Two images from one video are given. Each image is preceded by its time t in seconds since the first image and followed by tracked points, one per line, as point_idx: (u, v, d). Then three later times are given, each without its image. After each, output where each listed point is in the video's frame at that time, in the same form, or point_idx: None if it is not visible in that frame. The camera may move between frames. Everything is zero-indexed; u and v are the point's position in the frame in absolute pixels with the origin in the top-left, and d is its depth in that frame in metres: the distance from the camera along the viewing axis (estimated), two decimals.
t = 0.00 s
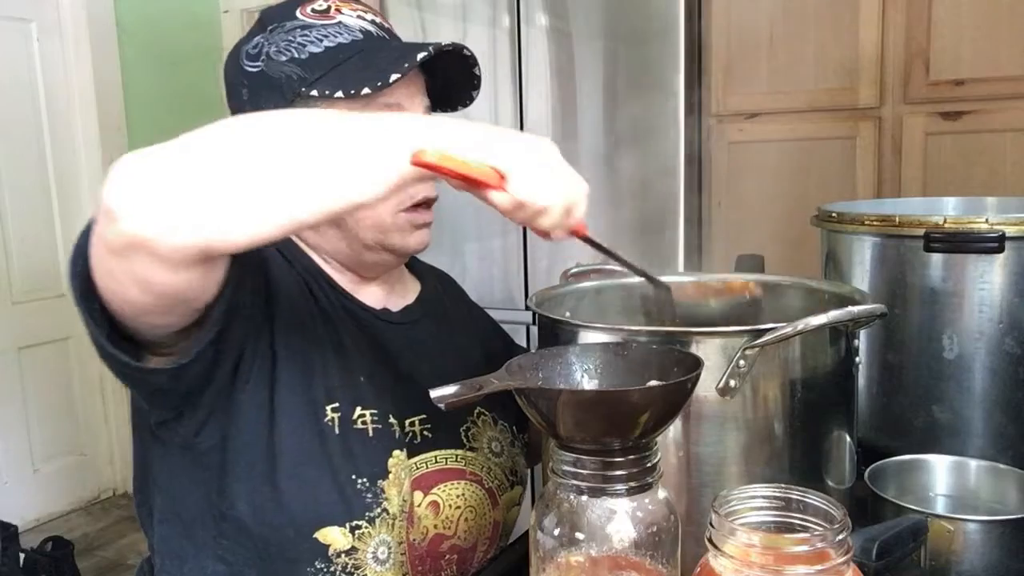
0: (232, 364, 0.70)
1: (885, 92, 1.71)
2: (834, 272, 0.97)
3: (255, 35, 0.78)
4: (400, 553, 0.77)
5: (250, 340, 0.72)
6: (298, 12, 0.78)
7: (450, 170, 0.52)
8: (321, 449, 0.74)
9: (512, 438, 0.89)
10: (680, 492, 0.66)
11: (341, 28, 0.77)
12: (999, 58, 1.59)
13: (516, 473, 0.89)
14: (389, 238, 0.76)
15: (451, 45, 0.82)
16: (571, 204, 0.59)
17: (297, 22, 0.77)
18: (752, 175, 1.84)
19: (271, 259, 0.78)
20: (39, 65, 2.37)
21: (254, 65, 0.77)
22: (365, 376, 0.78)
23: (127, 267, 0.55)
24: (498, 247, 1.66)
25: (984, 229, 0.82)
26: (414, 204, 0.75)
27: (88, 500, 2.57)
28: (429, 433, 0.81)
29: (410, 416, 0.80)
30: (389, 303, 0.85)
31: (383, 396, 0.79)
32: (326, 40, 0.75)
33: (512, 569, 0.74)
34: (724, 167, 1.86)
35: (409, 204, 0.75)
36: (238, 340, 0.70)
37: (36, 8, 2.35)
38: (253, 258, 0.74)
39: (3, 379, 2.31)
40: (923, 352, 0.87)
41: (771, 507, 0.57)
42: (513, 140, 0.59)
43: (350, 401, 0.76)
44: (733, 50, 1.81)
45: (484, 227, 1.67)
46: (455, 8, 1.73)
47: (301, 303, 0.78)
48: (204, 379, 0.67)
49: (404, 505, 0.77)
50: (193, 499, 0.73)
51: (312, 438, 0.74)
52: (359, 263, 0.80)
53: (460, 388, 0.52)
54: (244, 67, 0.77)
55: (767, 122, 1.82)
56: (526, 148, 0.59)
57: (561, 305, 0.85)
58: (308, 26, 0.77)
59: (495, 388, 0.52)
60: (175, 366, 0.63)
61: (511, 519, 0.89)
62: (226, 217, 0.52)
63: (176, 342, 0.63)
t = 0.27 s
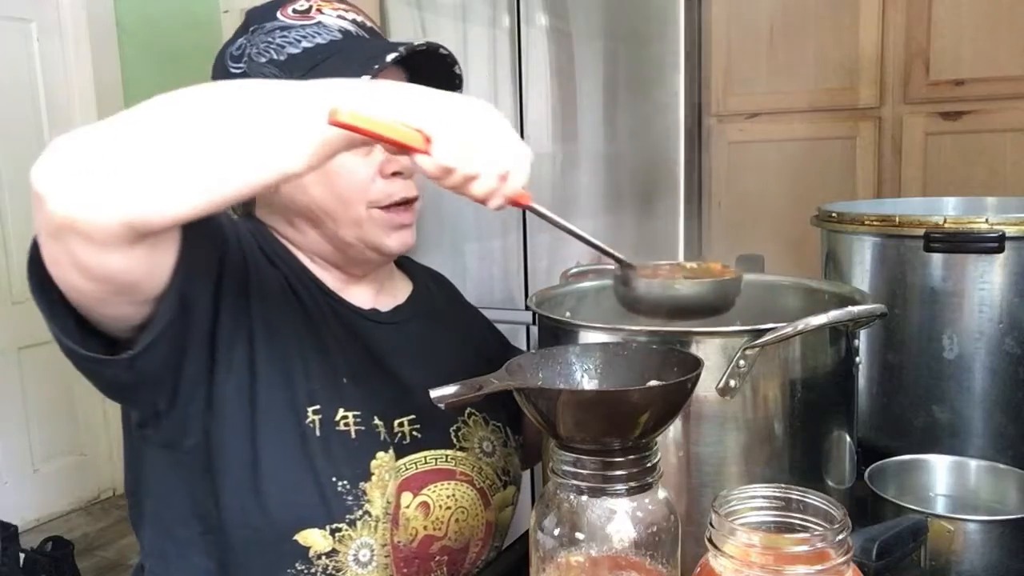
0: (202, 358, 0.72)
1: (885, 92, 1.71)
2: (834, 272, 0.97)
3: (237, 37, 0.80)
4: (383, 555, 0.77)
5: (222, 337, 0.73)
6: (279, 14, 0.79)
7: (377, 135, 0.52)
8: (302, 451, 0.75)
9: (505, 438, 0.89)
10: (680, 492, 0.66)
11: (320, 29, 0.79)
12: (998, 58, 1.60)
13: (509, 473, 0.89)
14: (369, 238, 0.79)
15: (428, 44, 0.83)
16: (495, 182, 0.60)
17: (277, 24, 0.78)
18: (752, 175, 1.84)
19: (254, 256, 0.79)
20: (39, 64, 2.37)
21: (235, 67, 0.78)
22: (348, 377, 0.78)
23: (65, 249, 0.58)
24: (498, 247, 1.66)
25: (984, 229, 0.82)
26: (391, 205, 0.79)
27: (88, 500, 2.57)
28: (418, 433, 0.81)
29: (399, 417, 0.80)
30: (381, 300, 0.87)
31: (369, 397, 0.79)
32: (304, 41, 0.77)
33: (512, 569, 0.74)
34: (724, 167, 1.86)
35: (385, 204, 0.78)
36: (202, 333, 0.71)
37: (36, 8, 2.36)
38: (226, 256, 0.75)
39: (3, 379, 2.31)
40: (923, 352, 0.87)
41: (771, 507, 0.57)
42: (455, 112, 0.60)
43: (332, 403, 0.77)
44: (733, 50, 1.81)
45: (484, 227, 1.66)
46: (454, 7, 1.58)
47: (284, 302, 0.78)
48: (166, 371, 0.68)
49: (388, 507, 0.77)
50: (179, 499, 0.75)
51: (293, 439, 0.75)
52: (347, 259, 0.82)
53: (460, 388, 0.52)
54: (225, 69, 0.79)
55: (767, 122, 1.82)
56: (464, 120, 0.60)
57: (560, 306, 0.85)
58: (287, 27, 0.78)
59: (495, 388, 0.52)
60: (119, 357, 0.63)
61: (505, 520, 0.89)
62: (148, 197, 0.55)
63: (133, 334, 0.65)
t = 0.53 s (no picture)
0: (179, 357, 0.75)
1: (885, 92, 1.72)
2: (834, 272, 0.97)
3: (224, 39, 0.82)
4: (366, 556, 0.80)
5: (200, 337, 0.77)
6: (263, 15, 0.81)
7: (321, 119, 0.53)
8: (283, 452, 0.78)
9: (496, 440, 0.92)
10: (680, 492, 0.66)
11: (301, 29, 0.80)
12: (997, 58, 1.60)
13: (500, 473, 0.92)
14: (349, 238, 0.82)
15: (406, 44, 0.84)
16: (441, 168, 0.59)
17: (260, 24, 0.80)
18: (751, 175, 1.83)
19: (236, 257, 0.82)
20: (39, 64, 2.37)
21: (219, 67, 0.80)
22: (332, 378, 0.81)
23: (22, 247, 0.61)
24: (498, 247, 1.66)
25: (984, 229, 0.82)
26: (369, 206, 0.81)
27: (88, 500, 2.57)
28: (406, 434, 0.84)
29: (387, 417, 0.83)
30: (369, 300, 0.89)
31: (354, 398, 0.82)
32: (284, 41, 0.79)
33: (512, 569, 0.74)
34: (724, 167, 1.85)
35: (364, 206, 0.81)
36: (179, 333, 0.75)
37: (36, 8, 2.36)
38: (206, 258, 0.78)
39: (2, 380, 2.31)
40: (923, 352, 0.87)
41: (771, 507, 0.57)
42: (404, 92, 0.59)
43: (314, 405, 0.80)
44: (733, 50, 1.81)
45: (484, 227, 1.66)
46: (454, 6, 1.59)
47: (266, 303, 0.82)
48: (139, 369, 0.71)
49: (371, 508, 0.80)
50: (164, 499, 0.78)
51: (274, 440, 0.78)
52: (329, 259, 0.85)
53: (460, 388, 0.52)
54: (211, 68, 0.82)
55: (768, 122, 1.82)
56: (409, 102, 0.59)
57: (560, 306, 0.85)
58: (269, 28, 0.80)
59: (495, 388, 0.53)
60: (87, 354, 0.67)
61: (496, 520, 0.92)
62: (94, 196, 0.59)
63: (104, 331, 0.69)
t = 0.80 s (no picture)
0: (164, 356, 0.76)
1: (885, 92, 1.72)
2: (834, 272, 0.97)
3: (215, 38, 0.83)
4: (355, 557, 0.80)
5: (187, 338, 0.77)
6: (253, 14, 0.81)
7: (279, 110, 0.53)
8: (272, 453, 0.78)
9: (490, 439, 0.92)
10: (679, 492, 0.66)
11: (291, 28, 0.80)
12: (998, 58, 1.60)
13: (494, 473, 0.92)
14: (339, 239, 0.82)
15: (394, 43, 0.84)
16: (409, 167, 0.58)
17: (250, 23, 0.80)
18: (751, 175, 1.84)
19: (226, 256, 0.83)
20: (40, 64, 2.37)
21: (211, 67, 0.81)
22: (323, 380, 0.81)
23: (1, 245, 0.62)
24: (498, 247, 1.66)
25: (984, 229, 0.82)
26: (358, 207, 0.81)
27: (87, 501, 2.57)
28: (398, 434, 0.84)
29: (379, 417, 0.83)
30: (363, 301, 0.90)
31: (348, 398, 0.82)
32: (274, 41, 0.79)
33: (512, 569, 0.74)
34: (724, 167, 1.85)
35: (353, 207, 0.81)
36: (164, 333, 0.75)
37: (35, 8, 2.37)
38: (195, 258, 0.79)
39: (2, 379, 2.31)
40: (922, 352, 0.87)
41: (771, 507, 0.57)
42: (375, 88, 0.59)
43: (304, 406, 0.80)
44: (733, 50, 1.81)
45: (484, 227, 1.66)
46: (454, 6, 1.58)
47: (256, 304, 0.82)
48: (122, 367, 0.72)
49: (361, 509, 0.80)
50: (155, 500, 0.79)
51: (263, 441, 0.78)
52: (319, 260, 0.86)
53: (460, 387, 0.52)
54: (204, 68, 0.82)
55: (768, 121, 1.82)
56: (377, 99, 0.58)
57: (559, 306, 0.85)
58: (259, 27, 0.80)
59: (496, 388, 0.52)
60: (68, 352, 0.67)
61: (491, 520, 0.92)
62: (68, 193, 0.59)
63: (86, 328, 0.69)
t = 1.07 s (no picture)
0: (159, 357, 0.76)
1: (885, 92, 1.72)
2: (834, 273, 0.97)
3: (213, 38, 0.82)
4: (352, 559, 0.80)
5: (182, 340, 0.77)
6: (250, 13, 0.81)
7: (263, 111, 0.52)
8: (269, 455, 0.78)
9: (489, 440, 0.92)
10: (679, 492, 0.66)
11: (289, 27, 0.80)
12: (998, 58, 1.60)
13: (492, 474, 0.92)
14: (335, 240, 0.82)
15: (391, 41, 0.84)
16: (392, 165, 0.58)
17: (247, 23, 0.80)
18: (752, 175, 1.84)
19: (223, 258, 0.83)
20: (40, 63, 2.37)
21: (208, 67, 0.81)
22: (321, 381, 0.82)
23: None
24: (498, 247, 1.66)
25: (984, 229, 0.82)
26: (355, 207, 0.81)
27: (86, 501, 2.56)
28: (396, 435, 0.84)
29: (377, 418, 0.83)
30: (361, 301, 0.90)
31: (347, 399, 0.82)
32: (272, 41, 0.79)
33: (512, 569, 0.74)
34: (724, 167, 1.85)
35: (350, 207, 0.81)
36: (158, 335, 0.75)
37: (35, 7, 2.36)
38: (190, 260, 0.79)
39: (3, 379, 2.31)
40: (922, 352, 0.87)
41: (771, 507, 0.57)
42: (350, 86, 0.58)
43: (301, 407, 0.80)
44: (733, 50, 1.81)
45: (484, 227, 1.66)
46: (454, 7, 1.63)
47: (253, 306, 0.82)
48: (115, 369, 0.71)
49: (358, 511, 0.80)
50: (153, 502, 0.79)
51: (260, 443, 0.78)
52: (316, 261, 0.86)
53: (460, 387, 0.52)
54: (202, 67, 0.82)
55: (768, 121, 1.82)
56: (355, 95, 0.58)
57: (559, 308, 0.85)
58: (256, 26, 0.80)
59: (496, 388, 0.52)
60: (58, 355, 0.66)
61: (489, 521, 0.92)
62: (55, 194, 0.59)
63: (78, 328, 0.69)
